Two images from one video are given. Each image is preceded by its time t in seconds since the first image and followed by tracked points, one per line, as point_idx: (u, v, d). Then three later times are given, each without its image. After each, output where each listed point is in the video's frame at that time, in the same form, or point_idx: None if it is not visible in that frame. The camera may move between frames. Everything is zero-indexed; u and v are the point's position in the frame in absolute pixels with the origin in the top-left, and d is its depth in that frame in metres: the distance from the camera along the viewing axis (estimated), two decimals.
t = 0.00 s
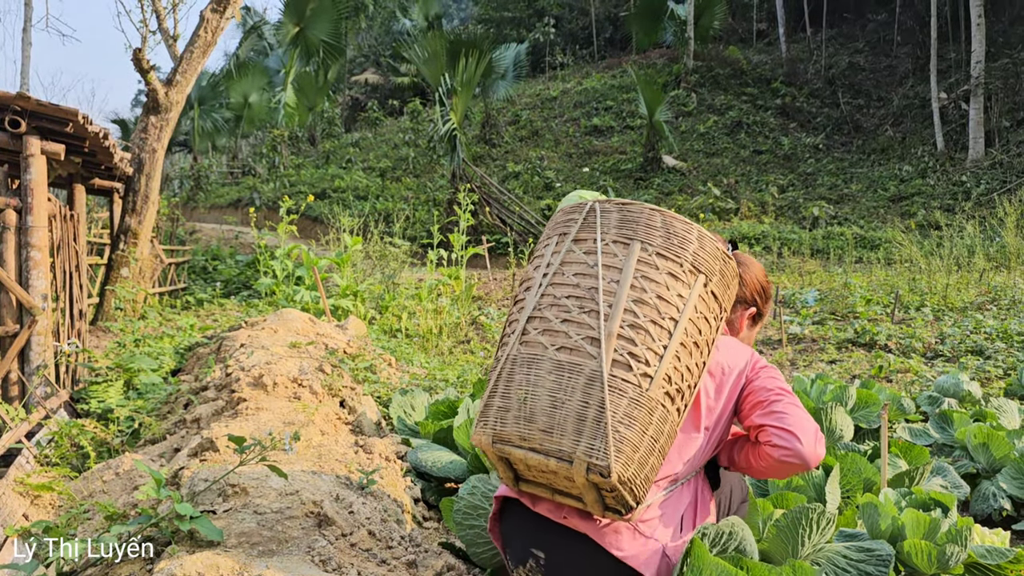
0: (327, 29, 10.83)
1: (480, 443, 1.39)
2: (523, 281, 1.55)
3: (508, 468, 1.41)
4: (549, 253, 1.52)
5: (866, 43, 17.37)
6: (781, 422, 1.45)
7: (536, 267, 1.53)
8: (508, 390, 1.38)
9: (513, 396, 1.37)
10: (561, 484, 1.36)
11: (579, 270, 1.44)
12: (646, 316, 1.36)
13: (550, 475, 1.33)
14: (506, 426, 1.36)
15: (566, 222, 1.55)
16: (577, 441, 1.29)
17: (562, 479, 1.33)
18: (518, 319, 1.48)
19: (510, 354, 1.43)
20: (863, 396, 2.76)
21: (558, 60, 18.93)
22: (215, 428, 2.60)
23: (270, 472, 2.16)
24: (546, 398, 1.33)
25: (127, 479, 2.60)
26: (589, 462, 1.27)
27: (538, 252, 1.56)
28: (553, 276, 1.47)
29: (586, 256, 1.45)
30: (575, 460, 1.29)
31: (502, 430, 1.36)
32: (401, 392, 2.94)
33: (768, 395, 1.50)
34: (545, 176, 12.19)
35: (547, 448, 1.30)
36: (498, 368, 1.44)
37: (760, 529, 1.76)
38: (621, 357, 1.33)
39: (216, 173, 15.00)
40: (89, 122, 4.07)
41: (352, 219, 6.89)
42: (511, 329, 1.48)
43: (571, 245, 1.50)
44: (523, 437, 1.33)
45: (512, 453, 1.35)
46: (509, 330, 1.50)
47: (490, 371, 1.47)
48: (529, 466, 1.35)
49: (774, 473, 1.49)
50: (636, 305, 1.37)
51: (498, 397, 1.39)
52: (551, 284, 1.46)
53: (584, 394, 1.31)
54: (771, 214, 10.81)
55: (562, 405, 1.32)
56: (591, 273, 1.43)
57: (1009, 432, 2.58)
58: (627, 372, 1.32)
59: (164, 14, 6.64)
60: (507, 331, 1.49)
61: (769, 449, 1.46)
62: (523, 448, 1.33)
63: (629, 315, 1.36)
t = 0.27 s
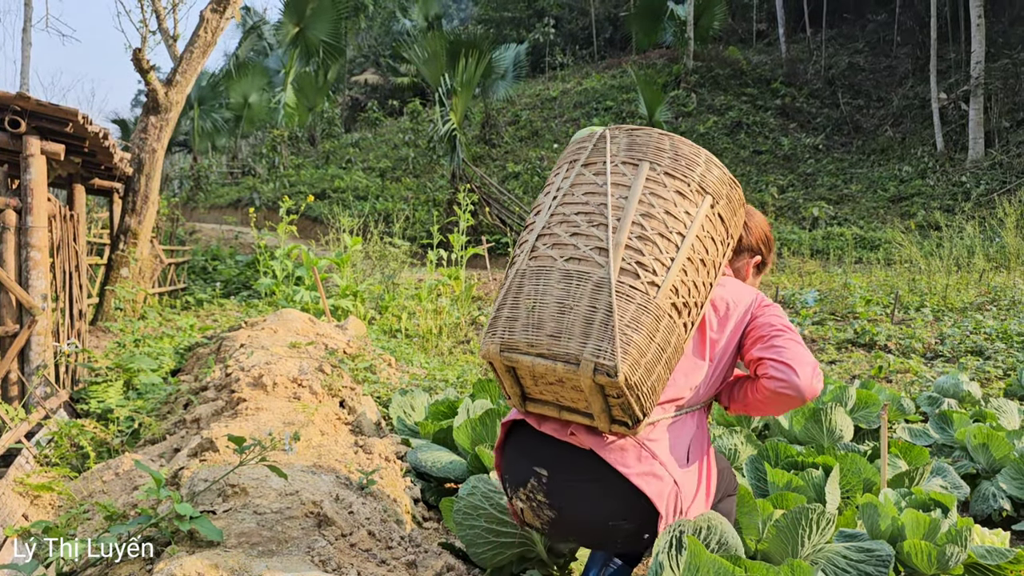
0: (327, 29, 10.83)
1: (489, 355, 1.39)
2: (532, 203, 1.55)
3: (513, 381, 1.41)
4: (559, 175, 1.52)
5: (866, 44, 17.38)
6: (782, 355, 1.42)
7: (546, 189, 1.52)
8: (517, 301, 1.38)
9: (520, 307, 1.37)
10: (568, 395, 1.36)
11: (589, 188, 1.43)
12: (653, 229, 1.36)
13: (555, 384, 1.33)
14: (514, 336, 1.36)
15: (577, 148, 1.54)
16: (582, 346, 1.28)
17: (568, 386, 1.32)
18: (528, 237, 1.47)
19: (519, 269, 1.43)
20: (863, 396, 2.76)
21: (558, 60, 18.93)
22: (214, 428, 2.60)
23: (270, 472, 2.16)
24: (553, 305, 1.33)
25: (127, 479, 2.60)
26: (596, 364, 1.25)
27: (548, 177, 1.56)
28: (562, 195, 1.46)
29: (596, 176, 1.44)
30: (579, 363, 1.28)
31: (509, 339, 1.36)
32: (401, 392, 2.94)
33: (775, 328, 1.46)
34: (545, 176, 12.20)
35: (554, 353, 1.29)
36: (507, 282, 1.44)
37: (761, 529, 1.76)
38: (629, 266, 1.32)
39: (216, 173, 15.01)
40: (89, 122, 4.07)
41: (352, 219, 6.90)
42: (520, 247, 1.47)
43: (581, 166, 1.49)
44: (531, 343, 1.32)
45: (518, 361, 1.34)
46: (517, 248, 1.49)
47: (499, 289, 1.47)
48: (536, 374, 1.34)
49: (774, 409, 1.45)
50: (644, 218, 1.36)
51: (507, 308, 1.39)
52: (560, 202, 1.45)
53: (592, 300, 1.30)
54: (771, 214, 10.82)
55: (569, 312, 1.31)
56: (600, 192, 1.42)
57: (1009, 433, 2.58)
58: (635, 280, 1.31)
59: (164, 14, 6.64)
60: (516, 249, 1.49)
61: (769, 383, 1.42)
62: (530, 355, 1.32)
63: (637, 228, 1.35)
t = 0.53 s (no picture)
0: (327, 29, 10.83)
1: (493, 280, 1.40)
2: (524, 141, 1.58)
3: (517, 305, 1.41)
4: (548, 110, 1.55)
5: (866, 44, 17.38)
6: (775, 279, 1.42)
7: (537, 127, 1.55)
8: (516, 230, 1.41)
9: (520, 235, 1.40)
10: (575, 319, 1.37)
11: (578, 117, 1.47)
12: (645, 148, 1.39)
13: (557, 300, 1.33)
14: (515, 263, 1.38)
15: (564, 83, 1.58)
16: (586, 261, 1.30)
17: (572, 307, 1.34)
18: (521, 171, 1.51)
19: (515, 202, 1.46)
20: (863, 397, 2.76)
21: (558, 60, 18.93)
22: (215, 428, 2.60)
23: (270, 472, 2.16)
24: (553, 229, 1.35)
25: (126, 479, 2.59)
26: (600, 279, 1.27)
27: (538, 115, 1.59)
28: (553, 127, 1.50)
29: (584, 106, 1.48)
30: (586, 277, 1.29)
31: (511, 267, 1.38)
32: (401, 393, 2.94)
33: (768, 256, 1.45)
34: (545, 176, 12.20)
35: (556, 275, 1.31)
36: (504, 215, 1.47)
37: (761, 531, 1.76)
38: (625, 184, 1.36)
39: (216, 174, 15.01)
40: (89, 122, 4.07)
41: (352, 219, 6.89)
42: (515, 181, 1.50)
43: (568, 99, 1.53)
44: (532, 267, 1.34)
45: (521, 286, 1.36)
46: (512, 184, 1.52)
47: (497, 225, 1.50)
48: (540, 300, 1.37)
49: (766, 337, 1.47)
50: (635, 138, 1.40)
51: (506, 239, 1.42)
52: (550, 134, 1.49)
53: (591, 219, 1.33)
54: (771, 215, 10.82)
55: (569, 233, 1.34)
56: (589, 118, 1.45)
57: (1009, 433, 2.57)
58: (632, 197, 1.35)
59: (164, 14, 6.64)
60: (511, 184, 1.52)
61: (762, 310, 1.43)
62: (532, 278, 1.34)
63: (630, 148, 1.39)
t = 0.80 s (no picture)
0: (327, 31, 10.83)
1: (487, 210, 1.39)
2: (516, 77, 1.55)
3: (512, 234, 1.40)
4: (539, 44, 1.53)
5: (865, 46, 17.39)
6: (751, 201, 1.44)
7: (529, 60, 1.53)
8: (510, 162, 1.39)
9: (514, 164, 1.38)
10: (570, 248, 1.36)
11: (569, 49, 1.44)
12: (637, 76, 1.37)
13: (549, 226, 1.30)
14: (510, 194, 1.36)
15: (555, 18, 1.55)
16: (579, 184, 1.28)
17: (567, 235, 1.32)
18: (513, 104, 1.48)
19: (508, 133, 1.44)
20: (862, 398, 2.75)
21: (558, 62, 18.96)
22: (215, 430, 2.60)
23: (270, 473, 2.16)
24: (546, 157, 1.33)
25: (126, 481, 2.59)
26: (594, 205, 1.25)
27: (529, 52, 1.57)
28: (545, 60, 1.47)
29: (576, 37, 1.45)
30: (580, 201, 1.27)
31: (505, 199, 1.36)
32: (401, 394, 2.95)
33: (738, 177, 1.46)
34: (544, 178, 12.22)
35: (551, 203, 1.30)
36: (497, 149, 1.44)
37: (761, 531, 1.77)
38: (617, 112, 1.34)
39: (215, 176, 15.01)
40: (89, 124, 4.07)
41: (352, 221, 6.90)
42: (507, 115, 1.48)
43: (558, 32, 1.50)
44: (527, 198, 1.33)
45: (515, 216, 1.34)
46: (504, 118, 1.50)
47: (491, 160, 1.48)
48: (535, 230, 1.35)
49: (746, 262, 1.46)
50: (626, 66, 1.38)
51: (501, 171, 1.40)
52: (542, 67, 1.46)
53: (584, 146, 1.31)
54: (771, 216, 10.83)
55: (562, 161, 1.32)
56: (580, 50, 1.43)
57: (1009, 435, 2.57)
58: (624, 124, 1.33)
59: (164, 16, 6.65)
60: (503, 119, 1.49)
61: (733, 229, 1.43)
62: (527, 209, 1.32)
63: (621, 76, 1.36)
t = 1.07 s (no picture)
0: (328, 36, 10.86)
1: (489, 172, 1.31)
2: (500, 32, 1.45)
3: (517, 196, 1.32)
4: None
5: (865, 51, 17.43)
6: (746, 131, 1.38)
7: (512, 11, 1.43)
8: (507, 124, 1.31)
9: (513, 121, 1.30)
10: (576, 206, 1.30)
11: None
12: (628, 23, 1.29)
13: (554, 185, 1.24)
14: (512, 156, 1.28)
15: None
16: (583, 138, 1.22)
17: (573, 194, 1.26)
18: (501, 62, 1.38)
19: (502, 92, 1.34)
20: (863, 403, 2.75)
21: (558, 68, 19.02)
22: (215, 436, 2.60)
23: (271, 479, 2.16)
24: (545, 117, 1.25)
25: (126, 486, 2.59)
26: (601, 163, 1.20)
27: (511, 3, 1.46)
28: (530, 12, 1.37)
29: None
30: (584, 154, 1.21)
31: (508, 162, 1.28)
32: (402, 399, 2.95)
33: (735, 111, 1.41)
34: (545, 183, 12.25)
35: (555, 163, 1.23)
36: (492, 111, 1.35)
37: (762, 537, 1.77)
38: (612, 63, 1.26)
39: (216, 181, 15.05)
40: (90, 129, 4.09)
41: (352, 226, 6.91)
42: (495, 74, 1.38)
43: None
44: (530, 160, 1.25)
45: (519, 178, 1.27)
46: (493, 78, 1.40)
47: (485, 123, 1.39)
48: (541, 191, 1.28)
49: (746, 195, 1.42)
50: (616, 14, 1.29)
51: (499, 133, 1.32)
52: (528, 19, 1.36)
53: (583, 103, 1.24)
54: (772, 222, 10.84)
55: (563, 120, 1.24)
56: None
57: (1010, 440, 2.56)
58: (620, 75, 1.25)
59: (165, 22, 6.67)
60: (492, 78, 1.40)
61: (731, 164, 1.39)
62: (531, 171, 1.25)
63: (612, 24, 1.28)
